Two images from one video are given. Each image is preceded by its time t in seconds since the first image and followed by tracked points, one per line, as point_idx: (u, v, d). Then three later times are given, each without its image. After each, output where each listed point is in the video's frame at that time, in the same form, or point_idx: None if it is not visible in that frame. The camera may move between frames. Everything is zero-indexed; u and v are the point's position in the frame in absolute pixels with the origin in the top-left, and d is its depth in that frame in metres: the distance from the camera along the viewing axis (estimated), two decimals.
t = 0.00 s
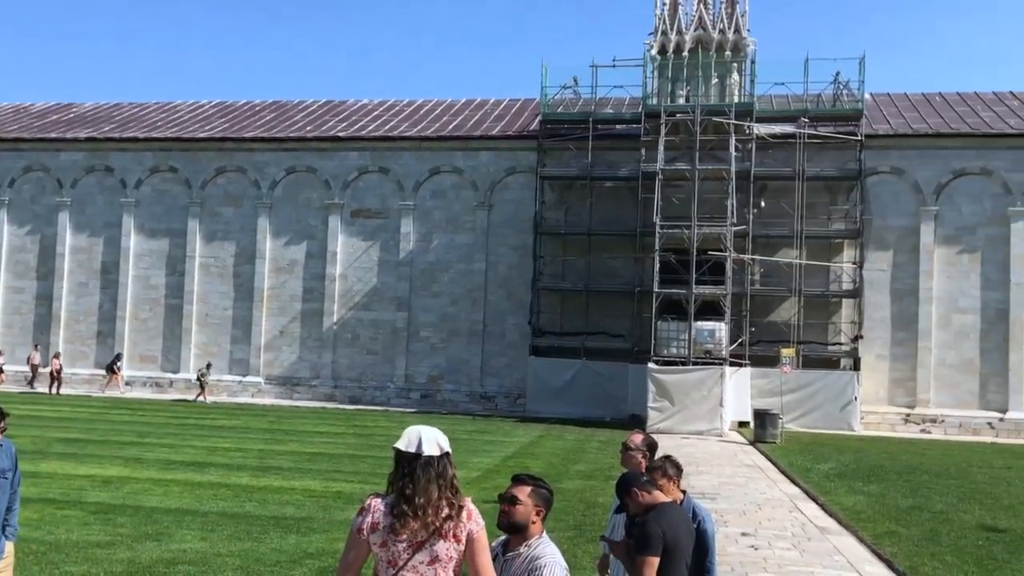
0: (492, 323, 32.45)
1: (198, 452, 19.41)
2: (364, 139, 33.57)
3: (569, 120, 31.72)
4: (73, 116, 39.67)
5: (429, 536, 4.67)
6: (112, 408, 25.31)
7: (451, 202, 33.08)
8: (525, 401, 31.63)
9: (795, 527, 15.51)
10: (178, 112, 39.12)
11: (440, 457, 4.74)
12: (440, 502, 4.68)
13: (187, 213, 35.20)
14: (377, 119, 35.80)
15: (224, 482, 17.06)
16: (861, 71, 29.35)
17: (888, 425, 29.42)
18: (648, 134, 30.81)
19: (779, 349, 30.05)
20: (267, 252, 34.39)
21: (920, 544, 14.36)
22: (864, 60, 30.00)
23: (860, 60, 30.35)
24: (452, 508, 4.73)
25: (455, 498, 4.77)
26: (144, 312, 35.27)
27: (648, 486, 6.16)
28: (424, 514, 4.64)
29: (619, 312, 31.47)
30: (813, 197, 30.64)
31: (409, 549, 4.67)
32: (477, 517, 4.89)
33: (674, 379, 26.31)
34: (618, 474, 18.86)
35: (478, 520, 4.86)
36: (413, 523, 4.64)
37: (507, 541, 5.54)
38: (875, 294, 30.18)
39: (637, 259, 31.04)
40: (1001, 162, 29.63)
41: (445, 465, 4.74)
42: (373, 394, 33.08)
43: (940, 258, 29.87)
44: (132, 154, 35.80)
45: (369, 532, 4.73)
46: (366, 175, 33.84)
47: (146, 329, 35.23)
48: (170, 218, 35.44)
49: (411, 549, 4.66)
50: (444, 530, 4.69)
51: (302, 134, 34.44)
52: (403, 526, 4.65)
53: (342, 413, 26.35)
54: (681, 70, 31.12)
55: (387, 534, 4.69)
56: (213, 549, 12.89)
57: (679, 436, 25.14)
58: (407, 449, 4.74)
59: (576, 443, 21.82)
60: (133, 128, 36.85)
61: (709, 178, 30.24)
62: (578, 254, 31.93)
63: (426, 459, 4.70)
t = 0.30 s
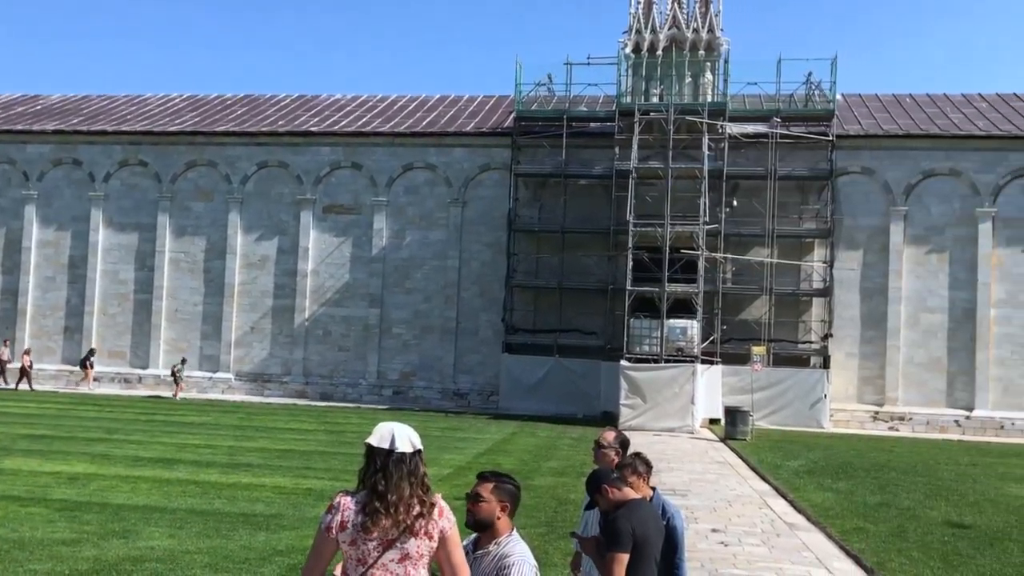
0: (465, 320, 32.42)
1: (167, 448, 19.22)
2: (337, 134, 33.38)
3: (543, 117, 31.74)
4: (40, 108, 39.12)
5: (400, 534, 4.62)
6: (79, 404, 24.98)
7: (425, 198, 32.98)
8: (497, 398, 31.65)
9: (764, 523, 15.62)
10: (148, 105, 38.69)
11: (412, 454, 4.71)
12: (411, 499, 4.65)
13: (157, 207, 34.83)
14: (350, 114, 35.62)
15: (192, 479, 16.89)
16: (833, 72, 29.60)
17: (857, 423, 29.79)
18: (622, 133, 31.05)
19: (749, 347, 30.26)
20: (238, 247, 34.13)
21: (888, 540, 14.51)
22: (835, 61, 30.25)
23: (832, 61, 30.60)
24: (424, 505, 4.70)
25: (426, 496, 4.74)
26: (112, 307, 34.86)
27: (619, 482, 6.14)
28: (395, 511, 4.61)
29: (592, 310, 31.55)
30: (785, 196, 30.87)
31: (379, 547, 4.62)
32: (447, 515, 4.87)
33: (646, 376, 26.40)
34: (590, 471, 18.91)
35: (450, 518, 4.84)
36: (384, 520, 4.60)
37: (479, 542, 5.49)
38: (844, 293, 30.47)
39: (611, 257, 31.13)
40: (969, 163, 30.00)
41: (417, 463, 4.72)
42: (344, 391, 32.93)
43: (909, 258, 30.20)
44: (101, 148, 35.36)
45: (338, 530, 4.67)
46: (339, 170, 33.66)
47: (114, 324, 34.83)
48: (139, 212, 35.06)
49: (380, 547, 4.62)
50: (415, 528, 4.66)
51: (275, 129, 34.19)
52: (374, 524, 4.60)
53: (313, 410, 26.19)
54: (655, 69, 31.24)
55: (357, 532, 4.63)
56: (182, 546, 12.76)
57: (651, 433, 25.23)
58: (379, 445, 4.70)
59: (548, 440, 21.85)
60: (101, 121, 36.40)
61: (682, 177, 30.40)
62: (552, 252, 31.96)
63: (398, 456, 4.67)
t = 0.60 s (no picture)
0: (442, 317, 32.39)
1: (141, 445, 19.07)
2: (314, 129, 33.22)
3: (522, 115, 31.75)
4: (13, 100, 38.66)
5: (375, 531, 4.62)
6: (52, 400, 24.72)
7: (403, 194, 32.90)
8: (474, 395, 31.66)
9: (739, 520, 15.71)
10: (123, 99, 38.34)
11: (387, 451, 4.70)
12: (387, 496, 4.64)
13: (132, 202, 34.53)
14: (327, 110, 35.46)
15: (166, 476, 16.77)
16: (810, 72, 29.78)
17: (831, 421, 30.04)
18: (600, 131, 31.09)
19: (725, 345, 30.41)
20: (214, 243, 33.91)
21: (861, 538, 14.64)
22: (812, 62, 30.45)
23: (809, 61, 30.80)
24: (398, 502, 4.71)
25: (401, 493, 4.74)
26: (86, 302, 34.54)
27: (594, 479, 6.11)
28: (371, 508, 4.59)
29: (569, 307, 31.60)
30: (761, 196, 31.05)
31: (353, 545, 4.60)
32: (421, 512, 4.88)
33: (623, 374, 26.49)
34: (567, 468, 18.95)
35: (423, 515, 4.85)
36: (360, 517, 4.58)
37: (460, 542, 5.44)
38: (819, 292, 30.70)
39: (588, 255, 31.20)
40: (944, 164, 30.30)
41: (391, 459, 4.71)
42: (321, 387, 32.82)
43: (883, 258, 30.47)
44: (75, 141, 35.01)
45: (311, 528, 4.63)
46: (316, 166, 33.50)
47: (88, 319, 34.51)
48: (114, 207, 34.75)
49: (355, 545, 4.60)
50: (390, 525, 4.66)
51: (251, 124, 33.98)
52: (350, 521, 4.58)
53: (290, 407, 26.06)
54: (634, 68, 31.30)
55: (331, 530, 4.61)
56: (155, 544, 12.66)
57: (627, 431, 25.31)
58: (354, 441, 4.68)
59: (524, 437, 21.87)
60: (76, 114, 36.02)
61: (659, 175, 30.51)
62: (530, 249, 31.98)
63: (373, 452, 4.65)
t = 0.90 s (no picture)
0: (412, 312, 32.31)
1: (105, 440, 18.84)
2: (284, 123, 32.99)
3: (494, 111, 31.74)
4: None
5: (341, 527, 4.59)
6: (15, 394, 24.34)
7: (373, 189, 32.76)
8: (444, 391, 31.63)
9: (706, 516, 15.82)
10: (90, 89, 37.82)
11: (352, 447, 4.66)
12: (352, 492, 4.62)
13: (98, 194, 34.08)
14: (298, 103, 35.21)
15: (131, 471, 16.58)
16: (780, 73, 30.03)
17: (798, 418, 30.37)
18: (572, 128, 30.95)
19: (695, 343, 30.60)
20: (182, 236, 33.56)
21: (826, 533, 14.81)
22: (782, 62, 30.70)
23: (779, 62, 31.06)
24: (364, 497, 4.68)
25: (367, 488, 4.72)
26: (50, 295, 34.05)
27: (561, 476, 6.15)
28: (337, 505, 4.57)
29: (540, 304, 31.65)
30: (731, 194, 31.28)
31: (319, 542, 4.57)
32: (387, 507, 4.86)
33: (593, 370, 26.58)
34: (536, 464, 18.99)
35: (389, 511, 4.83)
36: (326, 514, 4.55)
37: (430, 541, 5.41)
38: (787, 290, 30.98)
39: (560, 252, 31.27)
40: (910, 165, 30.70)
41: (356, 455, 4.67)
42: (289, 382, 32.63)
43: (851, 257, 30.81)
44: (40, 132, 34.50)
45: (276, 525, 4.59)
46: (286, 160, 33.26)
47: (52, 313, 34.03)
48: (79, 199, 34.27)
49: (321, 542, 4.57)
50: (356, 522, 4.63)
51: (221, 116, 33.66)
52: (315, 518, 4.55)
53: (258, 403, 25.87)
54: (606, 65, 31.39)
55: (296, 526, 4.58)
56: (119, 540, 12.52)
57: (597, 427, 25.41)
58: (318, 438, 4.63)
59: (494, 434, 21.88)
60: (41, 105, 35.49)
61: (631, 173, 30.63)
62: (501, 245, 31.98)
63: (338, 449, 4.61)
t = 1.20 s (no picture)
0: (387, 308, 32.22)
1: (75, 435, 18.64)
2: (259, 117, 32.75)
3: (470, 107, 31.72)
4: None
5: (311, 524, 4.57)
6: None
7: (348, 184, 32.61)
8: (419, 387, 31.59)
9: (679, 513, 15.91)
10: (60, 81, 37.36)
11: (321, 442, 4.63)
12: (322, 488, 4.59)
13: (69, 187, 33.68)
14: (272, 97, 34.98)
15: (101, 467, 16.42)
16: (755, 72, 30.21)
17: (770, 415, 30.64)
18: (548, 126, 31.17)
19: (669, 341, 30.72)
20: (154, 230, 33.25)
21: (797, 530, 14.92)
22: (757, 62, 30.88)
23: (754, 61, 31.24)
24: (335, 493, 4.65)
25: (337, 485, 4.69)
26: (19, 289, 33.63)
27: (533, 473, 6.20)
28: (307, 500, 4.54)
29: (515, 300, 31.68)
30: (706, 193, 31.45)
31: (289, 538, 4.55)
32: (358, 504, 4.83)
33: (568, 368, 26.62)
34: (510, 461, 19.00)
35: (360, 508, 4.80)
36: (296, 510, 4.52)
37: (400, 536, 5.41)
38: (761, 289, 31.18)
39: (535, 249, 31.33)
40: (883, 165, 31.00)
41: (326, 451, 4.65)
42: (262, 378, 32.44)
43: (824, 256, 31.06)
44: (10, 123, 34.05)
45: (245, 521, 4.56)
46: (260, 154, 33.03)
47: (21, 307, 33.61)
48: (50, 192, 33.87)
49: (291, 539, 4.55)
50: (327, 518, 4.61)
51: (194, 109, 33.36)
52: (285, 514, 4.51)
53: (231, 399, 25.69)
54: (582, 63, 31.44)
55: (265, 523, 4.54)
56: (88, 536, 12.39)
57: (572, 424, 25.48)
58: (287, 434, 4.60)
59: (469, 430, 21.87)
60: (11, 96, 35.03)
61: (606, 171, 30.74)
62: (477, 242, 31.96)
63: (306, 445, 4.58)
